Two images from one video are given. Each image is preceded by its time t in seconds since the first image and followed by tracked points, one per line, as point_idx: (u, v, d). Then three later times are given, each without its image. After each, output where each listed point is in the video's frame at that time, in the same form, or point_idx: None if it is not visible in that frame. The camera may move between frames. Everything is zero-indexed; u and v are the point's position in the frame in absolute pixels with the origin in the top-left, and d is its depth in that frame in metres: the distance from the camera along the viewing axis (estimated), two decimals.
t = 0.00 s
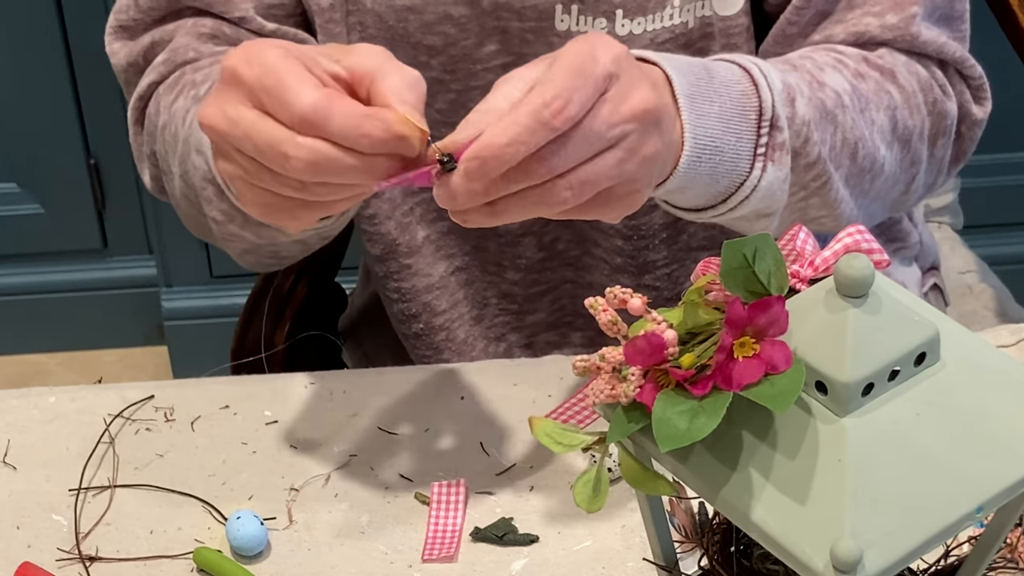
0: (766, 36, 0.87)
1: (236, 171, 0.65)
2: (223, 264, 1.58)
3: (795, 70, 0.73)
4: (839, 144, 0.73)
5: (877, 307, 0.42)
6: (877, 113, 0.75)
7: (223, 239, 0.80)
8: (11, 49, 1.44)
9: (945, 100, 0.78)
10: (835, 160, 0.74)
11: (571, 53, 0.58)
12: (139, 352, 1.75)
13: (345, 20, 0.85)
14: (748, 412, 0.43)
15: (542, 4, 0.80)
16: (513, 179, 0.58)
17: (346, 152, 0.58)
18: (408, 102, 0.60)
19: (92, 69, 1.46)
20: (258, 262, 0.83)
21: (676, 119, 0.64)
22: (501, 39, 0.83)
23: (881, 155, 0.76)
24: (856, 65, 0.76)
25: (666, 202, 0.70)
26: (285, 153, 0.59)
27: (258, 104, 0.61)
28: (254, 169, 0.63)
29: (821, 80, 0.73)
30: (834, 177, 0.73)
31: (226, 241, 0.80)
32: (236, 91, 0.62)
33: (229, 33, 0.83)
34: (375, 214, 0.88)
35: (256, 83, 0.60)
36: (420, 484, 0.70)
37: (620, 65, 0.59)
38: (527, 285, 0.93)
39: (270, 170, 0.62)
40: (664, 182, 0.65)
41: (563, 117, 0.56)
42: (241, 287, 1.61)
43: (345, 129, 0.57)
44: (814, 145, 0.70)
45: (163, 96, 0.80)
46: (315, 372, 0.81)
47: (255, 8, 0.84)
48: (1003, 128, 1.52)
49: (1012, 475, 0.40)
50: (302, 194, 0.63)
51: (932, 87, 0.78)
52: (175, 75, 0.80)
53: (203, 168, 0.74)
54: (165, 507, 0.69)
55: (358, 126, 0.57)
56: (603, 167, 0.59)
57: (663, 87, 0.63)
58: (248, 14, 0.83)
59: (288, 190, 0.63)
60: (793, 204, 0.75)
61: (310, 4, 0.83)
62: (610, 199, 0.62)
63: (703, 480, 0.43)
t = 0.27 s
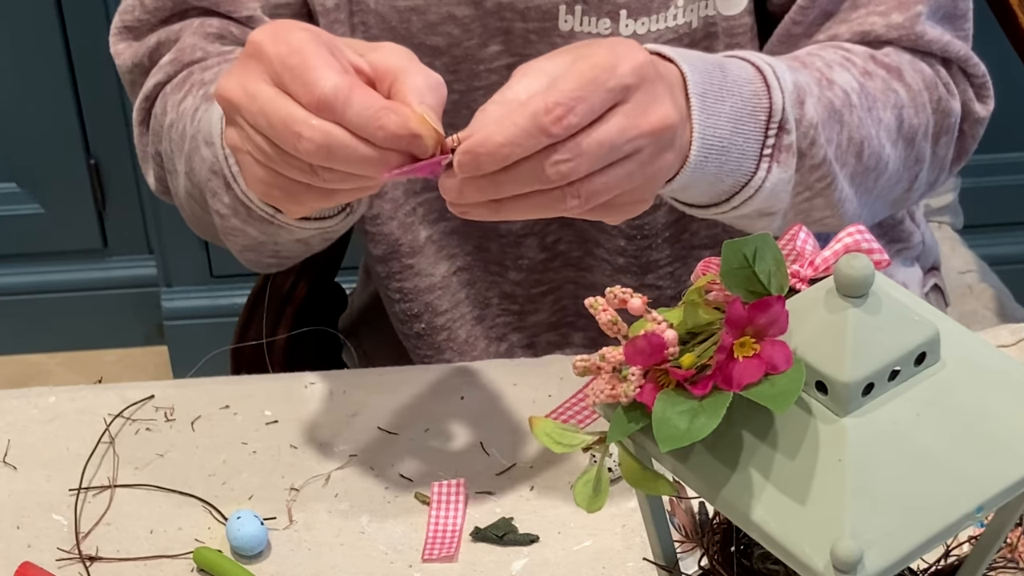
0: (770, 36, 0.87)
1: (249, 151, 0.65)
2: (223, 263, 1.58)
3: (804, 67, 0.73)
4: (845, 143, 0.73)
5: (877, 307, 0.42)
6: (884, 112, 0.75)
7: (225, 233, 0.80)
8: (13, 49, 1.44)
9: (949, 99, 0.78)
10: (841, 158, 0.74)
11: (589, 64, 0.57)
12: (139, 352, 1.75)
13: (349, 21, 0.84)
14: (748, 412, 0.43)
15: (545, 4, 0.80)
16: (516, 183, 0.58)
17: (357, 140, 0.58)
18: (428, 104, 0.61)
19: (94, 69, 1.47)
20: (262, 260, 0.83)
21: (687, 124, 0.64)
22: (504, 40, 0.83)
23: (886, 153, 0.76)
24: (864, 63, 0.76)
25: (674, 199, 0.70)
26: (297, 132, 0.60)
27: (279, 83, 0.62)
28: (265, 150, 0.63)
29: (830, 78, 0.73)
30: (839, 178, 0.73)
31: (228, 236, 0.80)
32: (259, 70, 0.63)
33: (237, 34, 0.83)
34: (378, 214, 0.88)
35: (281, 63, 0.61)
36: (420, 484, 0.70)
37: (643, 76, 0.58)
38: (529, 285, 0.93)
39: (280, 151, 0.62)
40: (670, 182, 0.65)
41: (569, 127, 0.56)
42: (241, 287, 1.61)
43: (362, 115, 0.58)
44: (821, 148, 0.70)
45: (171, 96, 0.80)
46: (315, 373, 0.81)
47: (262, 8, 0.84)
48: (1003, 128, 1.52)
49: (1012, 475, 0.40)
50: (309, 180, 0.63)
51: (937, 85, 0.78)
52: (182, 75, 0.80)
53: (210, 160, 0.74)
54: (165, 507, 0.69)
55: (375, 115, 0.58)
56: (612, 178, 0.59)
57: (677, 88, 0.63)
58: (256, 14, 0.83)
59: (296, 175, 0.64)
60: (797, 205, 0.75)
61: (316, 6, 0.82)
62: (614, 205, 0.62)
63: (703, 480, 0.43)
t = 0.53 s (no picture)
0: (771, 35, 0.87)
1: (252, 145, 0.65)
2: (223, 263, 1.58)
3: (809, 66, 0.73)
4: (848, 143, 0.73)
5: (877, 307, 0.42)
6: (888, 112, 0.75)
7: (224, 230, 0.80)
8: (14, 49, 1.44)
9: (951, 99, 0.78)
10: (844, 158, 0.74)
11: (600, 70, 0.57)
12: (139, 352, 1.75)
13: (351, 20, 0.84)
14: (748, 412, 0.43)
15: (547, 4, 0.80)
16: (517, 185, 0.58)
17: (361, 135, 0.58)
18: (431, 102, 0.61)
19: (95, 69, 1.47)
20: (261, 258, 0.83)
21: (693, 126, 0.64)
22: (505, 40, 0.83)
23: (889, 152, 0.76)
24: (868, 62, 0.76)
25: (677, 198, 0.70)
26: (301, 125, 0.59)
27: (284, 76, 0.62)
28: (268, 144, 0.63)
29: (835, 77, 0.73)
30: (842, 179, 0.73)
31: (227, 233, 0.80)
32: (264, 63, 0.63)
33: (239, 33, 0.83)
34: (380, 214, 0.88)
35: (286, 57, 0.61)
36: (420, 484, 0.70)
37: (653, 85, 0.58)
38: (530, 285, 0.93)
39: (283, 144, 0.62)
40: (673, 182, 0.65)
41: (575, 133, 0.56)
42: (241, 287, 1.61)
43: (367, 110, 0.58)
44: (824, 149, 0.70)
45: (172, 94, 0.80)
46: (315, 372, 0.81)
47: (265, 7, 0.84)
48: (1003, 128, 1.52)
49: (1012, 476, 0.40)
50: (311, 174, 0.63)
51: (940, 85, 0.78)
52: (183, 74, 0.80)
53: (211, 157, 0.74)
54: (165, 507, 0.69)
55: (380, 111, 0.58)
56: (613, 186, 0.59)
57: (685, 90, 0.63)
58: (258, 14, 0.83)
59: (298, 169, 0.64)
60: (799, 205, 0.75)
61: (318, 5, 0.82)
62: (613, 208, 0.62)
63: (703, 480, 0.43)
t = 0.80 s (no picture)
0: (772, 35, 0.87)
1: (254, 139, 0.65)
2: (223, 263, 1.58)
3: (811, 65, 0.73)
4: (850, 142, 0.73)
5: (877, 307, 0.42)
6: (890, 111, 0.75)
7: (223, 228, 0.80)
8: (15, 49, 1.44)
9: (953, 98, 0.78)
10: (846, 157, 0.74)
11: (603, 69, 0.56)
12: (139, 352, 1.75)
13: (351, 19, 0.84)
14: (748, 412, 0.43)
15: (548, 4, 0.80)
16: (519, 184, 0.58)
17: (364, 130, 0.59)
18: (435, 97, 0.60)
19: (95, 69, 1.47)
20: (259, 257, 0.83)
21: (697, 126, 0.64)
22: (506, 40, 0.83)
23: (891, 151, 0.76)
24: (870, 61, 0.76)
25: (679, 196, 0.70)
26: (304, 120, 0.60)
27: (287, 70, 0.62)
28: (270, 139, 0.63)
29: (837, 76, 0.73)
30: (844, 179, 0.73)
31: (225, 231, 0.80)
32: (267, 57, 0.63)
33: (239, 31, 0.84)
34: (380, 214, 0.88)
35: (290, 51, 0.62)
36: (420, 484, 0.70)
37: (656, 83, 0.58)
38: (530, 285, 0.93)
39: (286, 139, 0.62)
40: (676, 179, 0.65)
41: (578, 131, 0.56)
42: (241, 287, 1.61)
43: (371, 105, 0.58)
44: (827, 149, 0.70)
45: (172, 92, 0.80)
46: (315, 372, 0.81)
47: (265, 6, 0.84)
48: (1004, 128, 1.52)
49: (1012, 475, 0.40)
50: (314, 169, 0.63)
51: (941, 84, 0.78)
52: (182, 72, 0.81)
53: (209, 153, 0.74)
54: (165, 507, 0.69)
55: (385, 106, 0.58)
56: (616, 184, 0.59)
57: (689, 90, 0.63)
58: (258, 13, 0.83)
59: (300, 165, 0.64)
60: (800, 205, 0.75)
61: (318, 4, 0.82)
62: (615, 207, 0.62)
63: (703, 480, 0.43)
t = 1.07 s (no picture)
0: (773, 36, 0.87)
1: (254, 131, 0.65)
2: (223, 263, 1.58)
3: (812, 65, 0.73)
4: (851, 142, 0.73)
5: (877, 307, 0.42)
6: (890, 111, 0.75)
7: (223, 226, 0.80)
8: (15, 49, 1.44)
9: (953, 98, 0.78)
10: (846, 157, 0.74)
11: (603, 68, 0.57)
12: (139, 352, 1.75)
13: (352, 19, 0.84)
14: (748, 412, 0.43)
15: (549, 4, 0.80)
16: (520, 184, 0.58)
17: (367, 123, 0.59)
18: (438, 92, 0.61)
19: (95, 69, 1.47)
20: (258, 255, 0.83)
21: (698, 126, 0.64)
22: (506, 40, 0.83)
23: (891, 151, 0.76)
24: (870, 62, 0.76)
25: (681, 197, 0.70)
26: (307, 111, 0.59)
27: (290, 63, 0.62)
28: (272, 132, 0.63)
29: (837, 76, 0.73)
30: (844, 179, 0.73)
31: (226, 229, 0.80)
32: (270, 49, 0.63)
33: (239, 31, 0.84)
34: (380, 214, 0.88)
35: (294, 44, 0.62)
36: (420, 483, 0.70)
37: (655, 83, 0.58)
38: (530, 285, 0.93)
39: (288, 132, 0.62)
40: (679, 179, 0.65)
41: (577, 130, 0.56)
42: (241, 287, 1.61)
43: (375, 98, 0.58)
44: (827, 149, 0.70)
45: (173, 91, 0.80)
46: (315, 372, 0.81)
47: (266, 6, 0.84)
48: (1004, 128, 1.52)
49: (1012, 475, 0.40)
50: (316, 164, 0.63)
51: (941, 84, 0.78)
52: (184, 71, 0.80)
53: (211, 152, 0.74)
54: (165, 507, 0.69)
55: (388, 99, 0.58)
56: (616, 184, 0.59)
57: (691, 90, 0.63)
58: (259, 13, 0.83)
59: (302, 159, 0.64)
60: (801, 206, 0.75)
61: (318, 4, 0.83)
62: (616, 207, 0.62)
63: (703, 480, 0.43)
